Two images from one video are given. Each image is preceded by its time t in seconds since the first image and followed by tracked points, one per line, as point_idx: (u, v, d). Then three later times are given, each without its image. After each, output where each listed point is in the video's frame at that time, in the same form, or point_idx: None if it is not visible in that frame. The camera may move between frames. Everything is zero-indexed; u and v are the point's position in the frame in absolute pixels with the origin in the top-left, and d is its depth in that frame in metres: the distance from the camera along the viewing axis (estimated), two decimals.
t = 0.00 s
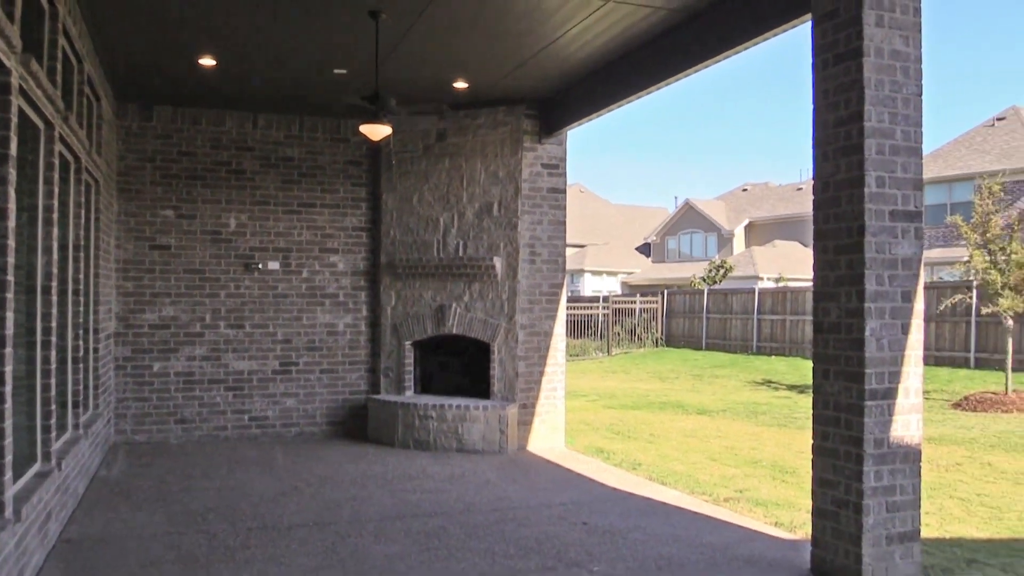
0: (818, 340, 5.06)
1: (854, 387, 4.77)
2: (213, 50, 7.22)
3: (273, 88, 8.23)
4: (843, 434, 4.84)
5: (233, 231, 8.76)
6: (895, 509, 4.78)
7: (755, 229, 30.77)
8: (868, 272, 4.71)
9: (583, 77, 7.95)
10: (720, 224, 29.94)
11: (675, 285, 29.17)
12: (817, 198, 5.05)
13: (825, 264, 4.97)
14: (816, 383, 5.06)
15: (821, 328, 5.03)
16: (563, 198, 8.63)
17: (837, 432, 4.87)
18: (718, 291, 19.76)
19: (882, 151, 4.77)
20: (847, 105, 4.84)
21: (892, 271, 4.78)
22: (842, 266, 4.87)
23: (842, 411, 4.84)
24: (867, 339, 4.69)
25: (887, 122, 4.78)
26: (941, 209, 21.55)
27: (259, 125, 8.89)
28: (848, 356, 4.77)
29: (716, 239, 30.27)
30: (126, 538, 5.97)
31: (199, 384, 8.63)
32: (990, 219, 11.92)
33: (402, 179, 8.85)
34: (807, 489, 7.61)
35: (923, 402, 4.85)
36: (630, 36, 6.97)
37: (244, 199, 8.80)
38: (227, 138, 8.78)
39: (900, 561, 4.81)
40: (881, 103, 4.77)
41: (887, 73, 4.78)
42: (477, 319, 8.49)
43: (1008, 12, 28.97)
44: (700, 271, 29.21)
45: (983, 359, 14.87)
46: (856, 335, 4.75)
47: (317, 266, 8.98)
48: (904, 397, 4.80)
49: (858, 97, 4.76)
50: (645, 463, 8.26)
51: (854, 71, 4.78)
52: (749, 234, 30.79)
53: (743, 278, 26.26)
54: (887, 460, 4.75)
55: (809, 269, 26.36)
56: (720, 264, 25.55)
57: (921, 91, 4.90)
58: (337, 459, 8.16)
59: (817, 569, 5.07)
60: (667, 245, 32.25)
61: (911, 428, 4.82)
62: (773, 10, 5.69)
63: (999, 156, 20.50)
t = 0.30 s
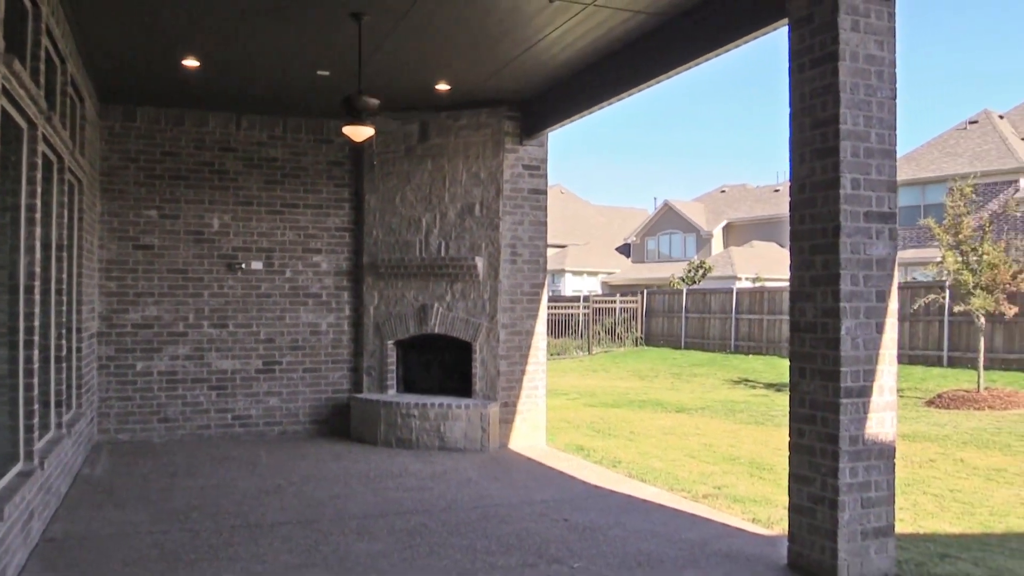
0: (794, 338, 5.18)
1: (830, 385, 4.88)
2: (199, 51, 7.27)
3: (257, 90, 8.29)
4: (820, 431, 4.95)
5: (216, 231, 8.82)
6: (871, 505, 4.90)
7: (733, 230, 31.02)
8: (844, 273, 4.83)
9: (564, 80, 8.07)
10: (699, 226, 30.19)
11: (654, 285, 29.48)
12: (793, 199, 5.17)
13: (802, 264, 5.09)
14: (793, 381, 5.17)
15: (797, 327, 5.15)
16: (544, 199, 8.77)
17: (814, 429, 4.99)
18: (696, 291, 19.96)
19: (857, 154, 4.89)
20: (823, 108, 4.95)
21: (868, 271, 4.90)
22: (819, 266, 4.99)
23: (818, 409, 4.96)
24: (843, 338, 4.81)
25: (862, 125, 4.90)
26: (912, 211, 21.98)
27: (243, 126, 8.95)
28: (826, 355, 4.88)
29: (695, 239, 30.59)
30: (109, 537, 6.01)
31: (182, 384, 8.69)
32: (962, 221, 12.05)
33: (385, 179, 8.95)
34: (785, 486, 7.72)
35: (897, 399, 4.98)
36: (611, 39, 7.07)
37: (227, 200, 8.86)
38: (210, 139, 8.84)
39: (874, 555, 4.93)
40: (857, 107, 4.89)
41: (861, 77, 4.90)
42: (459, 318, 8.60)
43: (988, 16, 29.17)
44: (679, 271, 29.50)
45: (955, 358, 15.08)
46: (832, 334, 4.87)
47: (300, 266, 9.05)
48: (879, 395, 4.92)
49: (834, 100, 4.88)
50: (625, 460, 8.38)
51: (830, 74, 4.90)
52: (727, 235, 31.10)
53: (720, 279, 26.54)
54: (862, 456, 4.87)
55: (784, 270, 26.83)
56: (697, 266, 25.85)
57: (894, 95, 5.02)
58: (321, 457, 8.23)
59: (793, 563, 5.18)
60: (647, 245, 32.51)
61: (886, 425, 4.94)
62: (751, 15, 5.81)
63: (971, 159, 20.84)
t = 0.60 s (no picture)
0: (774, 338, 5.22)
1: (809, 384, 4.92)
2: (178, 49, 7.22)
3: (237, 88, 8.25)
4: (797, 429, 4.99)
5: (195, 230, 8.77)
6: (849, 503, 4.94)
7: (713, 230, 31.18)
8: (822, 272, 4.86)
9: (545, 81, 8.09)
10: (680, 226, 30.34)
11: (634, 285, 29.64)
12: (772, 199, 5.20)
13: (781, 264, 5.12)
14: (772, 380, 5.20)
15: (776, 327, 5.18)
16: (525, 199, 8.80)
17: (792, 428, 5.02)
18: (676, 291, 20.05)
19: (836, 155, 4.92)
20: (802, 109, 4.99)
21: (846, 271, 4.94)
22: (798, 266, 5.02)
23: (797, 408, 4.99)
24: (821, 337, 4.84)
25: (840, 127, 4.94)
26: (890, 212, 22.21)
27: (222, 125, 8.91)
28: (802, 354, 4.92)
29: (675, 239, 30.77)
30: (86, 539, 5.95)
31: (161, 384, 8.63)
32: (939, 221, 12.16)
33: (366, 179, 8.94)
34: (763, 485, 7.76)
35: (875, 398, 5.02)
36: (591, 39, 7.09)
37: (206, 199, 8.81)
38: (189, 138, 8.79)
39: (853, 552, 4.97)
40: (835, 108, 4.92)
41: (840, 78, 4.94)
42: (439, 318, 8.61)
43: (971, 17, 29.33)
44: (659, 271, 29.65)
45: (932, 357, 15.24)
46: (811, 334, 4.90)
47: (280, 266, 9.02)
48: (857, 393, 4.96)
49: (813, 102, 4.91)
50: (605, 459, 8.41)
51: (809, 76, 4.93)
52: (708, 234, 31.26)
53: (700, 279, 26.69)
54: (840, 454, 4.91)
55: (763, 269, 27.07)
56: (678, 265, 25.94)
57: (872, 96, 5.06)
58: (301, 457, 8.20)
59: (772, 561, 5.21)
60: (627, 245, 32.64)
61: (864, 424, 4.98)
62: (731, 16, 5.84)
63: (948, 160, 21.08)
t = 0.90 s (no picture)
0: (754, 338, 5.23)
1: (789, 384, 4.93)
2: (157, 47, 7.15)
3: (217, 86, 8.19)
4: (777, 429, 5.00)
5: (174, 230, 8.70)
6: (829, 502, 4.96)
7: (694, 230, 31.33)
8: (802, 273, 4.88)
9: (526, 80, 8.09)
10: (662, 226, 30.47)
11: (615, 285, 29.74)
12: (753, 199, 5.21)
13: (762, 264, 5.13)
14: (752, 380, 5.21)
15: (757, 326, 5.19)
16: (506, 199, 8.80)
17: (773, 427, 5.03)
18: (657, 291, 20.11)
19: (816, 156, 4.94)
20: (782, 110, 5.01)
21: (825, 271, 4.96)
22: (778, 266, 5.04)
23: (777, 407, 5.01)
24: (801, 337, 4.86)
25: (820, 128, 4.96)
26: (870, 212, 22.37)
27: (201, 123, 8.85)
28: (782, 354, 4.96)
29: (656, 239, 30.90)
30: (63, 542, 5.88)
31: (139, 385, 8.56)
32: (918, 221, 12.26)
33: (346, 178, 8.93)
34: (743, 484, 7.80)
35: (854, 397, 5.05)
36: (573, 39, 7.08)
37: (186, 198, 8.75)
38: (168, 136, 8.72)
39: (833, 551, 4.99)
40: (815, 109, 4.94)
41: (820, 79, 4.95)
42: (420, 318, 8.60)
43: (955, 18, 29.47)
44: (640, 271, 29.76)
45: (911, 356, 15.35)
46: (791, 333, 4.92)
47: (260, 265, 8.98)
48: (837, 393, 4.99)
49: (793, 103, 4.93)
50: (587, 459, 8.41)
51: (790, 76, 4.94)
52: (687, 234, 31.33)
53: (682, 278, 26.81)
54: (819, 453, 4.92)
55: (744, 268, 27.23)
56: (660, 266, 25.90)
57: (851, 98, 5.08)
58: (282, 458, 8.15)
59: (753, 560, 5.22)
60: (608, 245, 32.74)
61: (843, 423, 5.01)
62: (712, 17, 5.84)
63: (927, 161, 21.26)
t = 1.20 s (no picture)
0: (736, 338, 5.25)
1: (770, 384, 4.95)
2: (137, 45, 7.09)
3: (198, 84, 8.13)
4: (758, 428, 5.01)
5: (153, 229, 8.65)
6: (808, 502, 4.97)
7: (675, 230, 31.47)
8: (783, 272, 4.90)
9: (509, 80, 8.08)
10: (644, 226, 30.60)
11: (597, 285, 29.84)
12: (734, 200, 5.23)
13: (743, 264, 5.14)
14: (734, 379, 5.23)
15: (738, 326, 5.21)
16: (489, 199, 8.79)
17: (753, 427, 5.05)
18: (640, 291, 20.17)
19: (797, 156, 4.96)
20: (763, 111, 5.02)
21: (807, 271, 4.98)
22: (759, 266, 5.05)
23: (758, 407, 5.03)
24: (783, 336, 4.87)
25: (800, 129, 4.98)
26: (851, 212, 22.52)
27: (181, 121, 8.80)
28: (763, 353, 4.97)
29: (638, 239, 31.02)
30: (40, 545, 5.82)
31: (118, 385, 8.49)
32: (897, 221, 12.35)
33: (327, 178, 8.95)
34: (724, 482, 7.84)
35: (835, 396, 5.07)
36: (555, 39, 7.08)
37: (165, 197, 8.70)
38: (147, 135, 8.66)
39: (813, 549, 5.01)
40: (797, 110, 4.96)
41: (800, 80, 4.97)
42: (402, 318, 8.60)
43: (936, 21, 29.74)
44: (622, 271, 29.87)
45: (891, 355, 15.47)
46: (772, 333, 4.93)
47: (240, 265, 8.95)
48: (818, 392, 5.01)
49: (774, 103, 4.95)
50: (569, 458, 8.41)
51: (771, 78, 4.96)
52: (670, 234, 31.47)
53: (664, 278, 26.92)
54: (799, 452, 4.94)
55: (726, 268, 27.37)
56: (641, 266, 26.03)
57: (832, 99, 5.10)
58: (263, 459, 8.11)
59: (734, 559, 5.24)
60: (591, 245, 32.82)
61: (824, 422, 5.03)
62: (694, 17, 5.85)
63: (907, 161, 21.43)
